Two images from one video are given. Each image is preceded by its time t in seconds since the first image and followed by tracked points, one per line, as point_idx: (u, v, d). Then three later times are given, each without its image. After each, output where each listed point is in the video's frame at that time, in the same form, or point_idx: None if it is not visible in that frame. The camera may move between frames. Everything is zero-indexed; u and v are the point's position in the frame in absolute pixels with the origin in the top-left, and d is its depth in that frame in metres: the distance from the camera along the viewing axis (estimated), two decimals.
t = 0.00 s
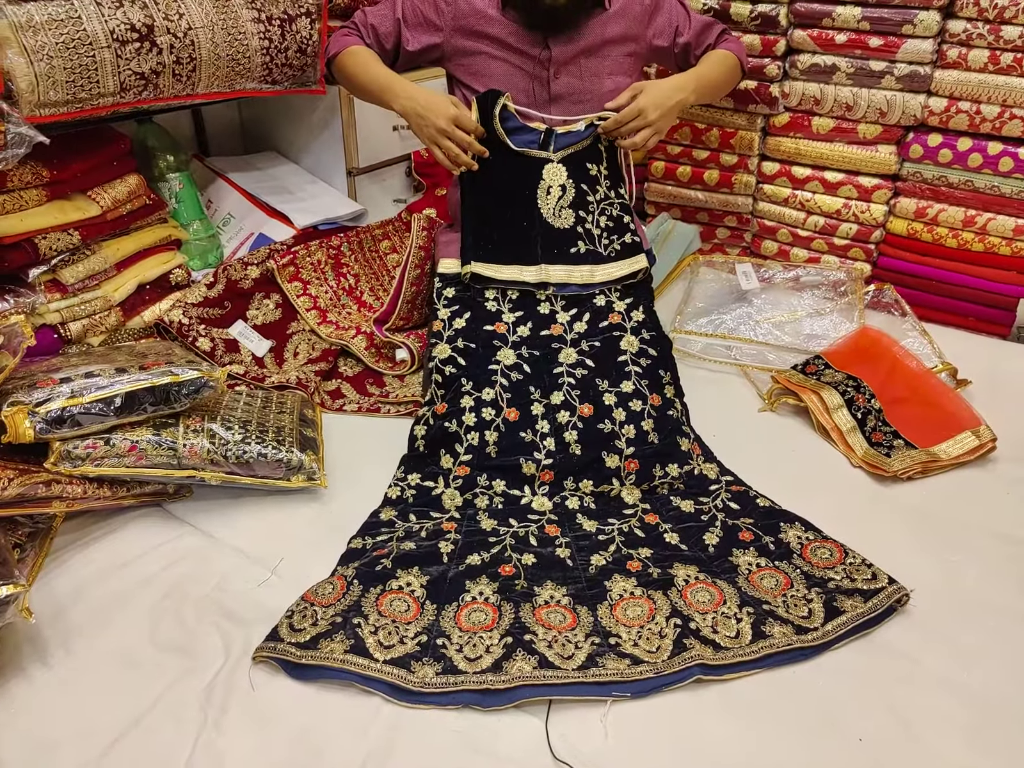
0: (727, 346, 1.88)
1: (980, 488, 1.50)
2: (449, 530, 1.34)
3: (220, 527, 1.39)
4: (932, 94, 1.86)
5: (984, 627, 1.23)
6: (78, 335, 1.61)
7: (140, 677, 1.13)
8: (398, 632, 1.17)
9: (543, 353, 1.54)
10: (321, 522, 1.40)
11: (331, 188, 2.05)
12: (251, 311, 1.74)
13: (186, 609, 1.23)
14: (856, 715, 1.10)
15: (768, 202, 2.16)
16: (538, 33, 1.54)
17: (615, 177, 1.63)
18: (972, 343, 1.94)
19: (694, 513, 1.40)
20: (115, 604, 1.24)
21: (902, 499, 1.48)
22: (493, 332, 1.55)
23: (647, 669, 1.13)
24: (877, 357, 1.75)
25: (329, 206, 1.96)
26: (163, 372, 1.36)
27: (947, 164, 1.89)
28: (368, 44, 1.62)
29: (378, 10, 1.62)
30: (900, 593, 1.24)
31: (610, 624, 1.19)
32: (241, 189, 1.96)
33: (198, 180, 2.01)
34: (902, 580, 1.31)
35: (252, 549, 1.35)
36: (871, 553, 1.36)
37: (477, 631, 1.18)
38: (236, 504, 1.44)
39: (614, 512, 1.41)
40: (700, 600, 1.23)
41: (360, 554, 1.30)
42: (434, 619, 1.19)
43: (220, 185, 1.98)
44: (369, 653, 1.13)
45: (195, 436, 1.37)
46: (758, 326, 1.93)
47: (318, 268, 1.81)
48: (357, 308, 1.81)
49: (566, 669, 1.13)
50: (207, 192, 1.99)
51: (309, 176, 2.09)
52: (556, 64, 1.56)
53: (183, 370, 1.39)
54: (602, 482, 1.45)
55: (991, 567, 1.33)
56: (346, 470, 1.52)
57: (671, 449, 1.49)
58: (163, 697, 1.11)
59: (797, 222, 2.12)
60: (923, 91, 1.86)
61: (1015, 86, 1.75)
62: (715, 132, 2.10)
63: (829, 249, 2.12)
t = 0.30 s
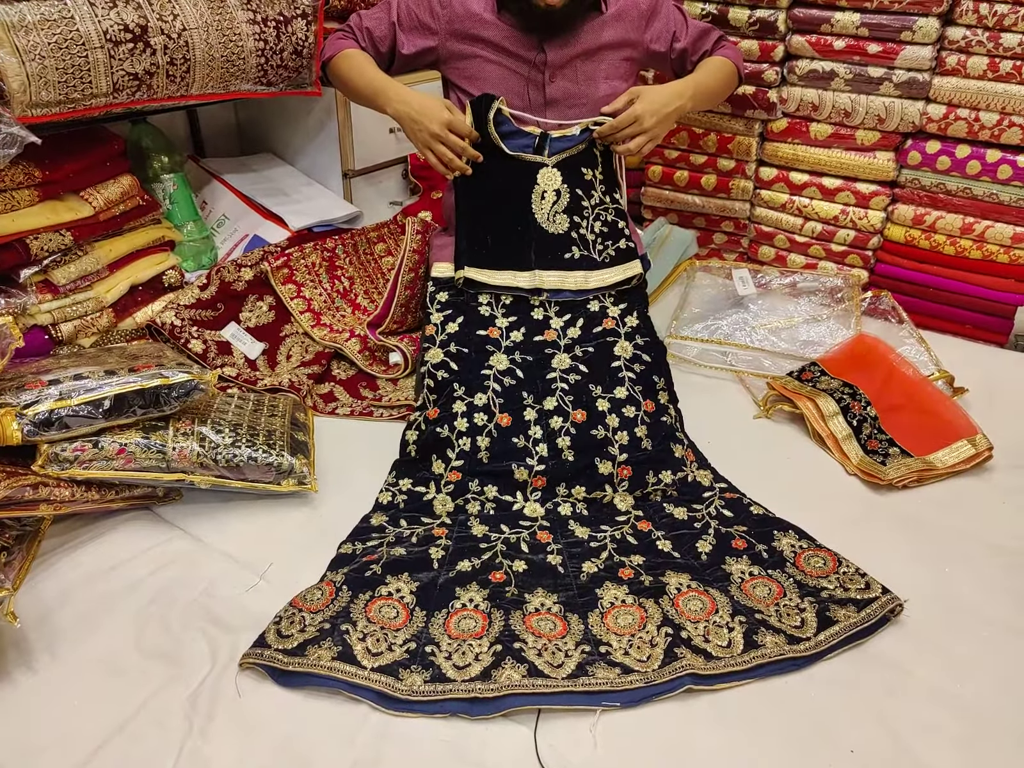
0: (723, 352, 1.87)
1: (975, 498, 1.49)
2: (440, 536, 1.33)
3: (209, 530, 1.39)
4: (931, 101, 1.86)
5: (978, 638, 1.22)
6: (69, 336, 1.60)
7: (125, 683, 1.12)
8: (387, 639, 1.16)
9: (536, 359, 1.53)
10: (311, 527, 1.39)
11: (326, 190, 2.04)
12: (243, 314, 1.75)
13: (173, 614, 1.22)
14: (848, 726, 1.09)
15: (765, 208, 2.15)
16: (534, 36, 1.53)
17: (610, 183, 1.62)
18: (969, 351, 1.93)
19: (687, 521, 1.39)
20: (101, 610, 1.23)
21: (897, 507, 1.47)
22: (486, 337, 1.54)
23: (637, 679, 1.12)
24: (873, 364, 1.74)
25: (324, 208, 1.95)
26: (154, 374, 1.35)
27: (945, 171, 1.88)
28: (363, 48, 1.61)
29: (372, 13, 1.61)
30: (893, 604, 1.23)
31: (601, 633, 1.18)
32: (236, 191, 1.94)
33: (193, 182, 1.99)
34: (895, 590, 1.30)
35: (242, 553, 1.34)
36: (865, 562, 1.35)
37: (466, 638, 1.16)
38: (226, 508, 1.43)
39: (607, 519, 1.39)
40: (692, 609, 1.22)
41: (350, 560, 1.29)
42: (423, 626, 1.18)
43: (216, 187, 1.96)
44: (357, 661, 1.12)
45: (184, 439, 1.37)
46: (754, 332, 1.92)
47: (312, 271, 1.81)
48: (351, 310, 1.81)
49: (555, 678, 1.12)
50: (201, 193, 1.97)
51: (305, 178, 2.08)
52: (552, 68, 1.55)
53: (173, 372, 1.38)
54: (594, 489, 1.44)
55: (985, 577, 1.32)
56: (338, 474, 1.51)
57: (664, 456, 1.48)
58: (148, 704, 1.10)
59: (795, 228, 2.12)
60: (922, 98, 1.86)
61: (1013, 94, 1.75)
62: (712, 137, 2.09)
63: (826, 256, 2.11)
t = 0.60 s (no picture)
0: (723, 353, 1.86)
1: (977, 500, 1.48)
2: (436, 539, 1.32)
3: (204, 534, 1.38)
4: (932, 100, 1.84)
5: (978, 642, 1.21)
6: (66, 338, 1.60)
7: (119, 687, 1.12)
8: (382, 643, 1.15)
9: (533, 361, 1.52)
10: (308, 530, 1.39)
11: (324, 192, 2.04)
12: (240, 316, 1.74)
13: (168, 618, 1.22)
14: (847, 732, 1.08)
15: (765, 208, 2.14)
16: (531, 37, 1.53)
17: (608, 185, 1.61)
18: (972, 352, 1.92)
19: (685, 524, 1.38)
20: (95, 613, 1.22)
21: (898, 510, 1.46)
22: (483, 339, 1.53)
23: (634, 683, 1.11)
24: (874, 365, 1.72)
25: (322, 210, 1.95)
26: (148, 376, 1.35)
27: (947, 171, 1.86)
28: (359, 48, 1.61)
29: (368, 14, 1.60)
30: (894, 608, 1.21)
31: (598, 637, 1.17)
32: (233, 192, 1.94)
33: (189, 182, 1.99)
34: (895, 594, 1.28)
35: (237, 557, 1.33)
36: (865, 566, 1.34)
37: (462, 643, 1.15)
38: (221, 510, 1.43)
39: (604, 523, 1.38)
40: (690, 613, 1.21)
41: (345, 563, 1.28)
42: (419, 630, 1.17)
43: (213, 188, 1.96)
44: (351, 665, 1.11)
45: (180, 442, 1.36)
46: (754, 333, 1.91)
47: (309, 272, 1.80)
48: (349, 311, 1.80)
49: (552, 682, 1.11)
50: (198, 195, 1.97)
51: (303, 178, 2.08)
52: (549, 68, 1.55)
53: (168, 374, 1.37)
54: (592, 492, 1.43)
55: (987, 581, 1.31)
56: (334, 477, 1.50)
57: (662, 459, 1.47)
58: (141, 708, 1.09)
59: (795, 228, 2.10)
60: (923, 97, 1.84)
61: (1016, 92, 1.73)
62: (712, 136, 2.08)
63: (827, 256, 2.10)
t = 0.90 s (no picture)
0: (722, 356, 1.86)
1: (979, 504, 1.47)
2: (434, 543, 1.31)
3: (201, 538, 1.37)
4: (933, 101, 1.84)
5: (979, 647, 1.20)
6: (63, 341, 1.60)
7: (114, 693, 1.11)
8: (379, 649, 1.14)
9: (531, 364, 1.52)
10: (307, 534, 1.38)
11: (323, 193, 2.04)
12: (238, 318, 1.74)
13: (164, 622, 1.21)
14: (847, 738, 1.07)
15: (765, 209, 2.14)
16: (530, 37, 1.52)
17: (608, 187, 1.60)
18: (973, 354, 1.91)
19: (684, 528, 1.37)
20: (91, 619, 1.21)
21: (898, 514, 1.45)
22: (481, 342, 1.52)
23: (633, 689, 1.10)
24: (874, 367, 1.71)
25: (320, 212, 1.95)
26: (145, 380, 1.34)
27: (947, 172, 1.86)
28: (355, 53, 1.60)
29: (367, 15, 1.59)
30: (895, 613, 1.20)
31: (597, 642, 1.16)
32: (230, 194, 1.94)
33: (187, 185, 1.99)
34: (895, 599, 1.28)
35: (234, 561, 1.33)
36: (864, 570, 1.33)
37: (460, 648, 1.14)
38: (217, 515, 1.42)
39: (603, 527, 1.37)
40: (690, 618, 1.20)
41: (342, 568, 1.27)
42: (416, 635, 1.16)
43: (211, 190, 1.96)
44: (348, 671, 1.10)
45: (176, 445, 1.35)
46: (754, 335, 1.90)
47: (308, 274, 1.80)
48: (347, 314, 1.80)
49: (551, 688, 1.10)
50: (196, 197, 1.97)
51: (301, 180, 2.08)
52: (549, 71, 1.54)
53: (165, 377, 1.37)
54: (591, 495, 1.42)
55: (988, 586, 1.30)
56: (332, 480, 1.49)
57: (661, 462, 1.46)
58: (136, 715, 1.08)
59: (795, 230, 2.10)
60: (924, 98, 1.84)
61: (1017, 93, 1.72)
62: (711, 138, 2.07)
63: (827, 258, 2.09)
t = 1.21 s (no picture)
0: (722, 358, 1.85)
1: (978, 506, 1.47)
2: (433, 548, 1.31)
3: (199, 544, 1.37)
4: (931, 103, 1.83)
5: (980, 650, 1.20)
6: (60, 347, 1.60)
7: (112, 700, 1.10)
8: (377, 654, 1.13)
9: (529, 367, 1.52)
10: (305, 539, 1.37)
11: (321, 198, 2.04)
12: (236, 322, 1.73)
13: (162, 628, 1.20)
14: (847, 742, 1.06)
15: (764, 212, 2.14)
16: (529, 42, 1.52)
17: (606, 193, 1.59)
18: (972, 355, 1.91)
19: (684, 532, 1.36)
20: (89, 625, 1.21)
21: (898, 516, 1.45)
22: (479, 346, 1.53)
23: (632, 694, 1.10)
24: (872, 369, 1.71)
25: (318, 216, 1.95)
26: (141, 386, 1.34)
27: (946, 174, 1.86)
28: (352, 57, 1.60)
29: (364, 17, 1.59)
30: (895, 616, 1.20)
31: (596, 647, 1.16)
32: (228, 198, 1.94)
33: (185, 189, 2.00)
34: (895, 601, 1.27)
35: (232, 566, 1.32)
36: (864, 572, 1.33)
37: (458, 654, 1.14)
38: (215, 520, 1.41)
39: (602, 530, 1.37)
40: (689, 622, 1.20)
41: (341, 573, 1.26)
42: (415, 640, 1.16)
43: (208, 195, 1.97)
44: (347, 677, 1.10)
45: (173, 451, 1.35)
46: (753, 338, 1.90)
47: (305, 279, 1.80)
48: (345, 319, 1.79)
49: (550, 693, 1.09)
50: (194, 201, 1.97)
51: (299, 185, 2.08)
52: (547, 75, 1.54)
53: (162, 383, 1.36)
54: (590, 499, 1.41)
55: (988, 588, 1.30)
56: (330, 485, 1.49)
57: (661, 465, 1.46)
58: (134, 722, 1.08)
59: (794, 232, 2.10)
60: (922, 99, 1.84)
61: (1015, 94, 1.72)
62: (710, 140, 2.07)
63: (826, 260, 2.09)
